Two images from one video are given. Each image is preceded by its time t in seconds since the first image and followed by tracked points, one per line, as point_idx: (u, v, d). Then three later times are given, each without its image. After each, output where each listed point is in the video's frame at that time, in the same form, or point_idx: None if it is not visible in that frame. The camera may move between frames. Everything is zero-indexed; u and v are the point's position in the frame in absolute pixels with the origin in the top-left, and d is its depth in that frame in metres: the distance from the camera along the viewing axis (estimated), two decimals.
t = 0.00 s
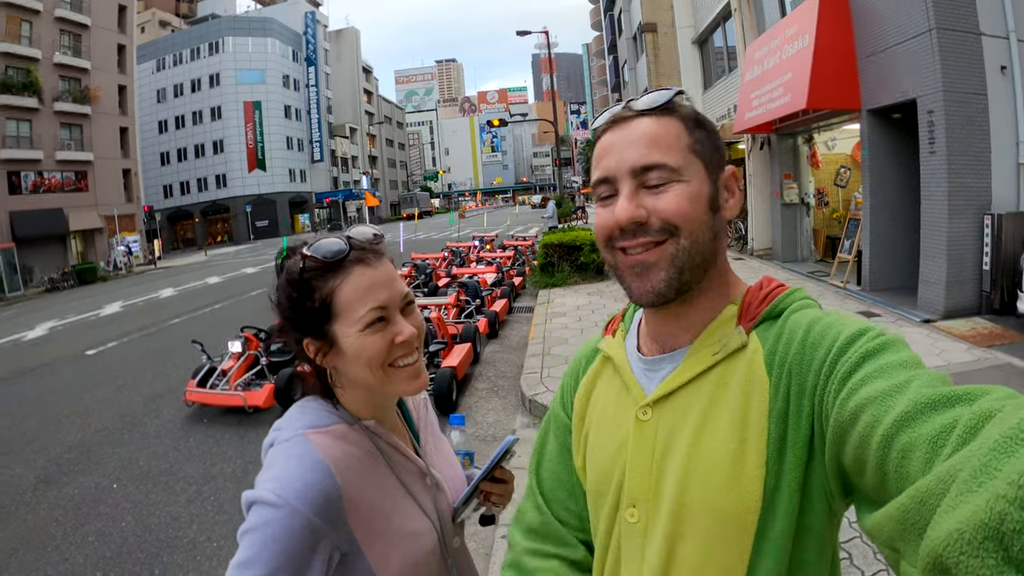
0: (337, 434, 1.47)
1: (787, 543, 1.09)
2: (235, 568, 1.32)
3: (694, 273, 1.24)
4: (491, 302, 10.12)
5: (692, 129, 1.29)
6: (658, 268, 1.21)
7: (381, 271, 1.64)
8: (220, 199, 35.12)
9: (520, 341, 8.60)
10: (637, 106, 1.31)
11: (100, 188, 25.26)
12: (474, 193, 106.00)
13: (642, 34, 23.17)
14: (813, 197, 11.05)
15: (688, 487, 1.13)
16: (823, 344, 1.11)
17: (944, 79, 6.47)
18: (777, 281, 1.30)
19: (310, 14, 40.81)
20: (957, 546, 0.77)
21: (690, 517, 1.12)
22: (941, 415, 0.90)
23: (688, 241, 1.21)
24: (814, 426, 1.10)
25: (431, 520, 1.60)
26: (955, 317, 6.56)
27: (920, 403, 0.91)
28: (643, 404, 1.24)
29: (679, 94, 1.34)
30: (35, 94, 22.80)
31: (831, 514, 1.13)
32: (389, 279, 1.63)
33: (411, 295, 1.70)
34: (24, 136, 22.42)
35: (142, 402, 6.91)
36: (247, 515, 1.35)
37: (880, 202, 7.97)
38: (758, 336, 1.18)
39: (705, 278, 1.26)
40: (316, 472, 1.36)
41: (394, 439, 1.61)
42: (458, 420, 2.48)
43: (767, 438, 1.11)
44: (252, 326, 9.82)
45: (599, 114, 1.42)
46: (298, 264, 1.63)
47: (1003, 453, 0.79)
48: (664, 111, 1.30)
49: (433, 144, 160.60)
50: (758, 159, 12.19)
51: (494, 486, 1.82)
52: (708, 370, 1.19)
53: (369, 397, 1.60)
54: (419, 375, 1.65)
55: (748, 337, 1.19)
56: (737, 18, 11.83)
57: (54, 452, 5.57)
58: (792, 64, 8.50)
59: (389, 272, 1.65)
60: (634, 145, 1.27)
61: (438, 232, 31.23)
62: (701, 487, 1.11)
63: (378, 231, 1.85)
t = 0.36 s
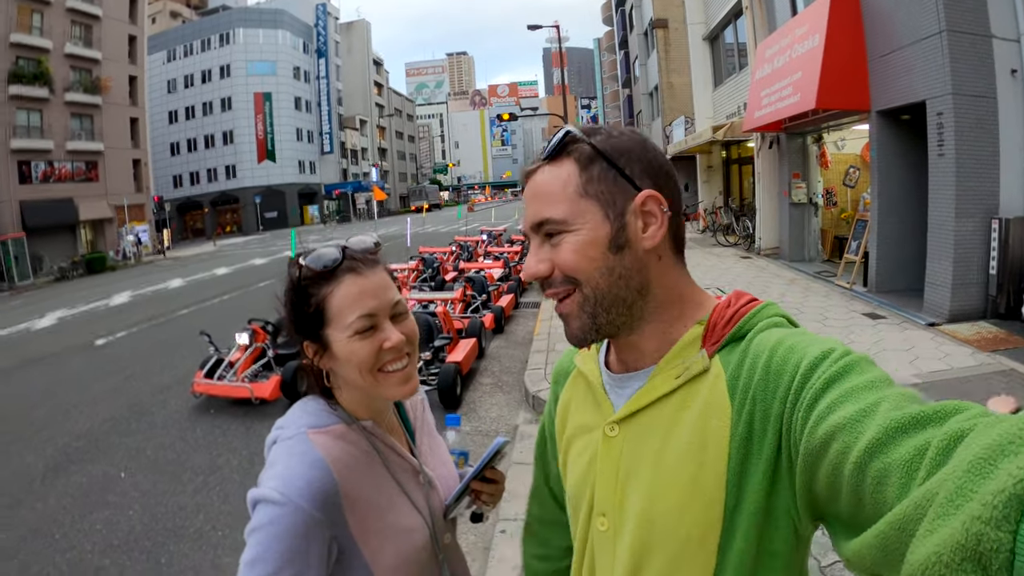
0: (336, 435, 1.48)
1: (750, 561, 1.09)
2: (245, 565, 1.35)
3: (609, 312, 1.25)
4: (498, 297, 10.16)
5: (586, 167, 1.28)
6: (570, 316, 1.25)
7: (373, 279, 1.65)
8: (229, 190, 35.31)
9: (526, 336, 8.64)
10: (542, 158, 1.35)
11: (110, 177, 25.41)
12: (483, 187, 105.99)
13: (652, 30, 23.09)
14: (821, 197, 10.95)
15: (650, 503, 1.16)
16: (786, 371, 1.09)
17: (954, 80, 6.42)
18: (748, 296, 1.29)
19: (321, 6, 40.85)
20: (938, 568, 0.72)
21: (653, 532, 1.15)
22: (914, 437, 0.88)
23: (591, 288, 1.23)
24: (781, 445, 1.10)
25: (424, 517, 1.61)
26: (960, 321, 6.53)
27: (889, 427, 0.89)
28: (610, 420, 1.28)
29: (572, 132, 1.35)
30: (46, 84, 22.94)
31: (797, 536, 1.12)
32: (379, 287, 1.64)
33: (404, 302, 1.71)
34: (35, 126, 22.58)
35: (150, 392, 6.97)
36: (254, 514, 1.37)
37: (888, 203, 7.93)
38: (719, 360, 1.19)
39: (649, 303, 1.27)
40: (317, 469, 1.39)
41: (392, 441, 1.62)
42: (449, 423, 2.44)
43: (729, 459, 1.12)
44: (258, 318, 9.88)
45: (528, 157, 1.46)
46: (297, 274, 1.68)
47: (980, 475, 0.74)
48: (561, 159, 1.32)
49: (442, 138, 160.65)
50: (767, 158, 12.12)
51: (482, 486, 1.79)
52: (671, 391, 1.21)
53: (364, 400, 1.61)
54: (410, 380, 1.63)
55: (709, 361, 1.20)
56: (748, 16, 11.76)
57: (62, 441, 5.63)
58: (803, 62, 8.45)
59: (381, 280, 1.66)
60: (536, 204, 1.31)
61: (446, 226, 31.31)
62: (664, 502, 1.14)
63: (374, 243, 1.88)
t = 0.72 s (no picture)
0: (340, 435, 1.49)
1: (725, 553, 1.11)
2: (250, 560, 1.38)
3: (646, 297, 1.26)
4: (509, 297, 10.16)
5: (642, 160, 1.29)
6: (611, 297, 1.25)
7: (379, 279, 1.63)
8: (242, 188, 35.58)
9: (537, 336, 8.64)
10: (594, 143, 1.34)
11: (124, 175, 25.68)
12: (494, 187, 105.90)
13: (665, 31, 23.01)
14: (834, 199, 10.81)
15: (640, 485, 1.19)
16: (773, 366, 1.09)
17: (968, 83, 6.36)
18: (757, 297, 1.28)
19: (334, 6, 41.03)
20: (889, 559, 0.74)
21: (639, 514, 1.19)
22: (882, 433, 0.89)
23: (635, 273, 1.24)
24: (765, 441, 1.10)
25: (428, 526, 1.57)
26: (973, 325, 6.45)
27: (861, 420, 0.91)
28: (618, 400, 1.32)
29: (635, 125, 1.35)
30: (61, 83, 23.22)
31: (778, 531, 1.12)
32: (384, 288, 1.61)
33: (414, 304, 1.66)
34: (49, 124, 22.86)
35: (162, 389, 7.04)
36: (256, 508, 1.39)
37: (901, 206, 7.85)
38: (717, 354, 1.20)
39: (664, 298, 1.27)
40: (312, 469, 1.40)
41: (397, 445, 1.58)
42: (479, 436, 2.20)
43: (709, 453, 1.13)
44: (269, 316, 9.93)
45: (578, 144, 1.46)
46: (313, 272, 1.71)
47: (938, 471, 0.76)
48: (617, 145, 1.32)
49: (454, 138, 160.83)
50: (779, 160, 12.04)
51: (492, 503, 1.61)
52: (671, 378, 1.23)
53: (365, 404, 1.56)
54: (412, 388, 1.57)
55: (708, 355, 1.21)
56: (761, 17, 11.68)
57: (74, 436, 5.70)
58: (815, 65, 8.41)
59: (388, 281, 1.63)
60: (585, 185, 1.30)
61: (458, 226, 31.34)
62: (648, 481, 1.18)
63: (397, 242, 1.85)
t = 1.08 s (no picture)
0: (321, 446, 1.47)
1: (742, 561, 1.08)
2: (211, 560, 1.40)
3: (697, 299, 1.27)
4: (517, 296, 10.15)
5: (704, 163, 1.31)
6: (668, 295, 1.24)
7: (373, 282, 1.60)
8: (252, 184, 35.77)
9: (544, 336, 8.62)
10: (654, 133, 1.32)
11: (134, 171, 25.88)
12: (505, 185, 105.83)
13: (677, 30, 22.89)
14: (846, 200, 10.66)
15: (647, 493, 1.17)
16: (785, 367, 1.08)
17: (983, 84, 6.27)
18: (762, 301, 1.26)
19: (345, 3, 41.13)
20: (909, 557, 0.72)
21: (647, 522, 1.17)
22: (897, 429, 0.87)
23: (695, 270, 1.24)
24: (776, 443, 1.09)
25: (420, 548, 1.55)
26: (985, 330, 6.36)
27: (875, 418, 0.89)
28: (624, 408, 1.30)
29: (695, 127, 1.35)
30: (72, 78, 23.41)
31: (795, 534, 1.09)
32: (379, 292, 1.58)
33: (410, 312, 1.63)
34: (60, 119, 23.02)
35: (167, 385, 7.09)
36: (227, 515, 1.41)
37: (914, 208, 7.76)
38: (727, 356, 1.19)
39: (699, 303, 1.28)
40: (282, 479, 1.39)
41: (386, 459, 1.56)
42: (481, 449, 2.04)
43: (722, 458, 1.12)
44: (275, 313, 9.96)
45: (611, 134, 1.42)
46: (307, 272, 1.69)
47: (955, 467, 0.74)
48: (681, 140, 1.31)
49: (464, 136, 160.88)
50: (791, 160, 11.95)
51: (491, 523, 1.55)
52: (680, 383, 1.22)
53: (356, 417, 1.55)
54: (400, 402, 1.53)
55: (718, 357, 1.20)
56: (773, 16, 11.58)
57: (78, 432, 5.75)
58: (828, 64, 8.33)
59: (383, 284, 1.61)
60: (651, 173, 1.27)
61: (468, 223, 31.35)
62: (657, 489, 1.16)
63: (397, 242, 1.82)
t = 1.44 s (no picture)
0: (316, 434, 1.49)
1: (737, 556, 1.08)
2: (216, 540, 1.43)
3: (670, 290, 1.29)
4: (524, 292, 10.17)
5: (662, 157, 1.33)
6: (639, 290, 1.26)
7: (381, 268, 1.62)
8: (263, 177, 35.99)
9: (551, 332, 8.64)
10: (610, 133, 1.34)
11: (146, 162, 26.07)
12: (516, 182, 105.77)
13: (689, 28, 22.77)
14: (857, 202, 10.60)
15: (638, 497, 1.17)
16: (768, 362, 1.09)
17: (995, 86, 6.20)
18: (738, 294, 1.28)
19: None
20: (913, 546, 0.72)
21: (639, 526, 1.16)
22: (887, 419, 0.88)
23: (666, 263, 1.27)
24: (765, 437, 1.09)
25: (411, 541, 1.55)
26: (992, 334, 6.32)
27: (864, 409, 0.89)
28: (604, 412, 1.30)
29: (651, 122, 1.37)
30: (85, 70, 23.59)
31: (788, 526, 1.09)
32: (386, 279, 1.60)
33: (415, 301, 1.64)
34: (73, 110, 23.24)
35: (173, 374, 7.17)
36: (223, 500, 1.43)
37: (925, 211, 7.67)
38: (707, 353, 1.20)
39: (671, 298, 1.30)
40: (277, 465, 1.41)
41: (380, 448, 1.57)
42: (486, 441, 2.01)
43: (712, 452, 1.12)
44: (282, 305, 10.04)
45: (570, 139, 1.45)
46: (317, 253, 1.72)
47: (951, 451, 0.74)
48: (639, 136, 1.33)
49: (475, 132, 160.87)
50: (802, 160, 11.89)
51: (488, 523, 1.57)
52: (661, 382, 1.23)
53: (356, 404, 1.57)
54: (398, 390, 1.54)
55: (697, 355, 1.21)
56: (785, 16, 11.49)
57: (84, 419, 5.82)
58: (840, 64, 8.27)
59: (391, 271, 1.62)
60: (612, 172, 1.29)
61: (478, 219, 31.37)
62: (648, 487, 1.16)
63: (409, 234, 1.85)
